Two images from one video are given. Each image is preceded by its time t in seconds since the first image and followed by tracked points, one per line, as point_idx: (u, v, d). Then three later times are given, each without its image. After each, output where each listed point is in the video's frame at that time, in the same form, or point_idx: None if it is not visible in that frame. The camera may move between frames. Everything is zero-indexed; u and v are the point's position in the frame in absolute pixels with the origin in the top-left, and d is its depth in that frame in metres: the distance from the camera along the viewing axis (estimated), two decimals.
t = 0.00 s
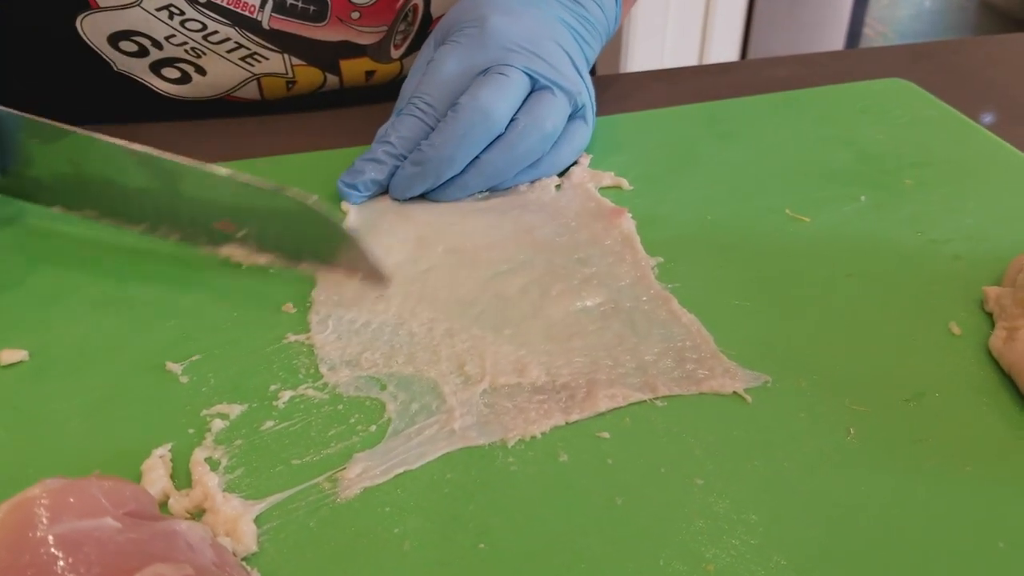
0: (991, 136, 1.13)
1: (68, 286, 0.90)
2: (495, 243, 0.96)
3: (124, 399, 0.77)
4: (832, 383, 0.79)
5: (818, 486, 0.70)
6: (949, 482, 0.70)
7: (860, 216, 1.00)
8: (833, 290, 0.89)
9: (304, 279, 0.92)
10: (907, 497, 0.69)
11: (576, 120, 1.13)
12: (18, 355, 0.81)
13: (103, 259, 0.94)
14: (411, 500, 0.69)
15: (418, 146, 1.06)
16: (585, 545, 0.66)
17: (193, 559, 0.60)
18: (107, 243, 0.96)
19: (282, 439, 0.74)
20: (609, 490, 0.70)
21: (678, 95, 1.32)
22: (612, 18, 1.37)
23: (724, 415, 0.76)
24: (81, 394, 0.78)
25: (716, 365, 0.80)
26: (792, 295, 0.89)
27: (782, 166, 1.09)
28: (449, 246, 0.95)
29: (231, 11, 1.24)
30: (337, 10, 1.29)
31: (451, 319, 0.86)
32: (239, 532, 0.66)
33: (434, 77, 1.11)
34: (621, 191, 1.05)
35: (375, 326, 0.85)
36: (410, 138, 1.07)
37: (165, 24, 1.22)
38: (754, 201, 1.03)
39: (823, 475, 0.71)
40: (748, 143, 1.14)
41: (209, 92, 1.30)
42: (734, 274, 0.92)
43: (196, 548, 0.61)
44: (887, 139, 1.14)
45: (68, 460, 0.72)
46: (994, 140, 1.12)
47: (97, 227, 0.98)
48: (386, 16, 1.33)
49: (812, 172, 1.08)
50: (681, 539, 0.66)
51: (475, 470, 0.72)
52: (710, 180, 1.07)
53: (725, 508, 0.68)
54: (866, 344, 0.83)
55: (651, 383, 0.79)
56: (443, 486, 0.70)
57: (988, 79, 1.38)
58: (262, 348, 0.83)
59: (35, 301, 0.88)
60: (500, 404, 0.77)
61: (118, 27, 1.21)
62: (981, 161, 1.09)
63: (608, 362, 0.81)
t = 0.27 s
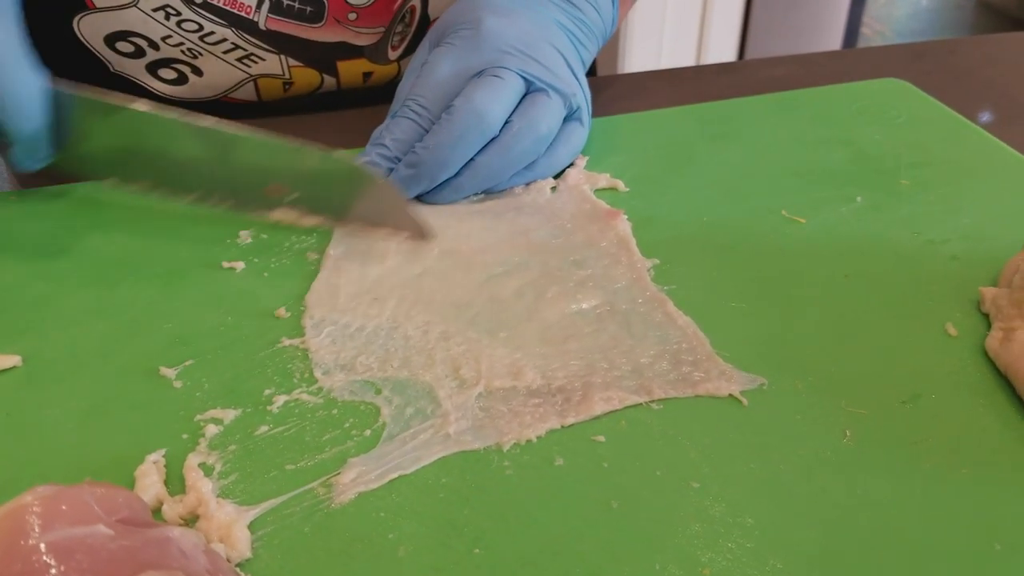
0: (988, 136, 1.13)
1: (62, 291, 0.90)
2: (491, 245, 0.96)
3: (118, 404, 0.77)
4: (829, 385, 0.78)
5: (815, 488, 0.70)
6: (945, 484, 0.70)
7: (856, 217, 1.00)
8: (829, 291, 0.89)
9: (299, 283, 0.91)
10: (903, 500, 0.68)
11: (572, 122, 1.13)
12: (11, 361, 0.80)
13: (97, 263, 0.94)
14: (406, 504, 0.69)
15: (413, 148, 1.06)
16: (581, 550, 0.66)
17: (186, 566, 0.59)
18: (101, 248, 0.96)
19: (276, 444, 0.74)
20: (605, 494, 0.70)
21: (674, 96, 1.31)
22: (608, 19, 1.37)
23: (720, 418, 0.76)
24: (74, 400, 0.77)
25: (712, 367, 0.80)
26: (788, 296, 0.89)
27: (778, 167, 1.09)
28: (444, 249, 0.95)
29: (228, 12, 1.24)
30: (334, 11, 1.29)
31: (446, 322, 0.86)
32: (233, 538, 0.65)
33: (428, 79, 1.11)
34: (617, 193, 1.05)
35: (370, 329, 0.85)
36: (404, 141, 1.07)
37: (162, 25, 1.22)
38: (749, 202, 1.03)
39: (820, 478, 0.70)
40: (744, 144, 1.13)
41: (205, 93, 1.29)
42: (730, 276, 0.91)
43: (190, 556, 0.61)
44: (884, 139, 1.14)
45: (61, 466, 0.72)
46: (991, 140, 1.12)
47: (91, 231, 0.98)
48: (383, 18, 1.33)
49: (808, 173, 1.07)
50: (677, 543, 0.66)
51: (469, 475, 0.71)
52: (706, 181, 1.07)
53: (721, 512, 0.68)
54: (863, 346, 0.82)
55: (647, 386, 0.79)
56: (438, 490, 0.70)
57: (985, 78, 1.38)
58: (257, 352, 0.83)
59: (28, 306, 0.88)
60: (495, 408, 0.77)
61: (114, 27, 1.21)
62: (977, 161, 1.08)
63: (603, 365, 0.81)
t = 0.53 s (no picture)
0: (983, 135, 1.13)
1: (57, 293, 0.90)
2: (486, 246, 0.96)
3: (112, 406, 0.77)
4: (823, 385, 0.78)
5: (810, 489, 0.70)
6: (941, 484, 0.70)
7: (852, 217, 0.99)
8: (825, 291, 0.89)
9: (294, 284, 0.91)
10: (898, 500, 0.68)
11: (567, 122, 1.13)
12: (5, 364, 0.80)
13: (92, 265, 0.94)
14: (402, 506, 0.69)
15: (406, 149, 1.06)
16: (577, 551, 0.66)
17: (180, 569, 0.59)
18: (96, 250, 0.95)
19: (271, 446, 0.74)
20: (601, 495, 0.70)
21: (670, 95, 1.31)
22: (604, 20, 1.37)
23: (715, 419, 0.75)
24: (69, 401, 0.77)
25: (708, 367, 0.80)
26: (784, 296, 0.89)
27: (774, 167, 1.09)
28: (440, 250, 0.95)
29: (223, 12, 1.24)
30: (330, 11, 1.28)
31: (441, 323, 0.86)
32: (227, 540, 0.65)
33: (423, 80, 1.10)
34: (612, 193, 1.05)
35: (365, 330, 0.85)
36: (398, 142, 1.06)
37: (159, 24, 1.22)
38: (745, 202, 1.02)
39: (815, 478, 0.70)
40: (740, 143, 1.13)
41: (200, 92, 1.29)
42: (726, 276, 0.91)
43: (185, 559, 0.60)
44: (879, 139, 1.14)
45: (56, 469, 0.71)
46: (987, 139, 1.12)
47: (86, 233, 0.98)
48: (379, 17, 1.32)
49: (804, 172, 1.07)
50: (672, 544, 0.66)
51: (463, 478, 0.71)
52: (701, 181, 1.07)
53: (717, 512, 0.68)
54: (858, 345, 0.82)
55: (642, 387, 0.78)
56: (433, 491, 0.70)
57: (982, 77, 1.38)
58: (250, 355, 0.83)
59: (23, 309, 0.87)
60: (491, 409, 0.77)
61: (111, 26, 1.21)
62: (973, 161, 1.08)
63: (599, 365, 0.81)
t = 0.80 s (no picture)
0: (982, 133, 1.13)
1: (56, 293, 0.89)
2: (485, 246, 0.96)
3: (112, 406, 0.77)
4: (823, 384, 0.78)
5: (809, 488, 0.70)
6: (940, 483, 0.70)
7: (850, 216, 0.99)
8: (824, 290, 0.89)
9: (293, 284, 0.91)
10: (898, 499, 0.68)
11: (567, 121, 1.13)
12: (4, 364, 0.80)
13: (91, 265, 0.93)
14: (401, 506, 0.69)
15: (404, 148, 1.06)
16: (577, 551, 0.66)
17: (180, 569, 0.59)
18: (95, 251, 0.95)
19: (270, 446, 0.74)
20: (600, 494, 0.70)
21: (668, 95, 1.31)
22: (604, 20, 1.37)
23: (715, 418, 0.75)
24: (68, 402, 0.77)
25: (707, 367, 0.80)
26: (783, 295, 0.89)
27: (773, 165, 1.09)
28: (439, 249, 0.95)
29: (223, 11, 1.24)
30: (330, 10, 1.29)
31: (440, 323, 0.86)
32: (227, 540, 0.65)
33: (421, 80, 1.11)
34: (611, 192, 1.05)
35: (364, 330, 0.85)
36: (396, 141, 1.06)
37: (158, 23, 1.22)
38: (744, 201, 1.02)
39: (815, 477, 0.70)
40: (739, 142, 1.13)
41: (199, 92, 1.29)
42: (725, 275, 0.91)
43: (184, 559, 0.60)
44: (878, 137, 1.14)
45: (56, 469, 0.71)
46: (985, 138, 1.12)
47: (85, 233, 0.98)
48: (379, 16, 1.32)
49: (803, 171, 1.07)
50: (672, 543, 0.66)
51: (462, 477, 0.71)
52: (700, 180, 1.07)
53: (716, 511, 0.68)
54: (858, 344, 0.82)
55: (642, 386, 0.78)
56: (433, 490, 0.70)
57: (980, 76, 1.38)
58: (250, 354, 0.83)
59: (22, 309, 0.87)
60: (491, 408, 0.77)
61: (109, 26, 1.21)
62: (972, 159, 1.08)
63: (598, 365, 0.81)
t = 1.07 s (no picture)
0: (983, 131, 1.12)
1: (55, 289, 0.89)
2: (485, 242, 0.96)
3: (111, 401, 0.76)
4: (823, 379, 0.78)
5: (811, 483, 0.69)
6: (942, 478, 0.69)
7: (850, 213, 0.99)
8: (824, 286, 0.89)
9: (293, 279, 0.91)
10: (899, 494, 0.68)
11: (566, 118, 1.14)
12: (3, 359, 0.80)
13: (90, 260, 0.93)
14: (402, 500, 0.69)
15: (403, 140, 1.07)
16: (578, 545, 0.65)
17: (180, 562, 0.59)
18: (95, 246, 0.95)
19: (270, 440, 0.73)
20: (601, 489, 0.69)
21: (668, 93, 1.31)
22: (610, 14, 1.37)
23: (716, 414, 0.75)
24: (67, 396, 0.77)
25: (708, 362, 0.80)
26: (784, 291, 0.88)
27: (773, 162, 1.09)
28: (439, 245, 0.95)
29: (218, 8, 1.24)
30: (325, 7, 1.28)
31: (440, 318, 0.85)
32: (226, 534, 0.65)
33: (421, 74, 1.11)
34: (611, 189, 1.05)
35: (364, 325, 0.85)
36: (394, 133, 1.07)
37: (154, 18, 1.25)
38: (744, 198, 1.02)
39: (816, 472, 0.70)
40: (738, 139, 1.13)
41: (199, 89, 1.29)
42: (725, 271, 0.91)
43: (184, 552, 0.60)
44: (878, 134, 1.14)
45: (55, 464, 0.71)
46: (985, 135, 1.12)
47: (85, 229, 0.98)
48: (374, 13, 1.32)
49: (803, 168, 1.07)
50: (673, 538, 0.65)
51: (462, 472, 0.71)
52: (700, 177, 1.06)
53: (717, 506, 0.68)
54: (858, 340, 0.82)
55: (642, 381, 0.78)
56: (433, 484, 0.70)
57: (980, 74, 1.38)
58: (249, 349, 0.82)
59: (21, 305, 0.87)
60: (491, 403, 0.77)
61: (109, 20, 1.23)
62: (972, 156, 1.08)
63: (598, 360, 0.81)
